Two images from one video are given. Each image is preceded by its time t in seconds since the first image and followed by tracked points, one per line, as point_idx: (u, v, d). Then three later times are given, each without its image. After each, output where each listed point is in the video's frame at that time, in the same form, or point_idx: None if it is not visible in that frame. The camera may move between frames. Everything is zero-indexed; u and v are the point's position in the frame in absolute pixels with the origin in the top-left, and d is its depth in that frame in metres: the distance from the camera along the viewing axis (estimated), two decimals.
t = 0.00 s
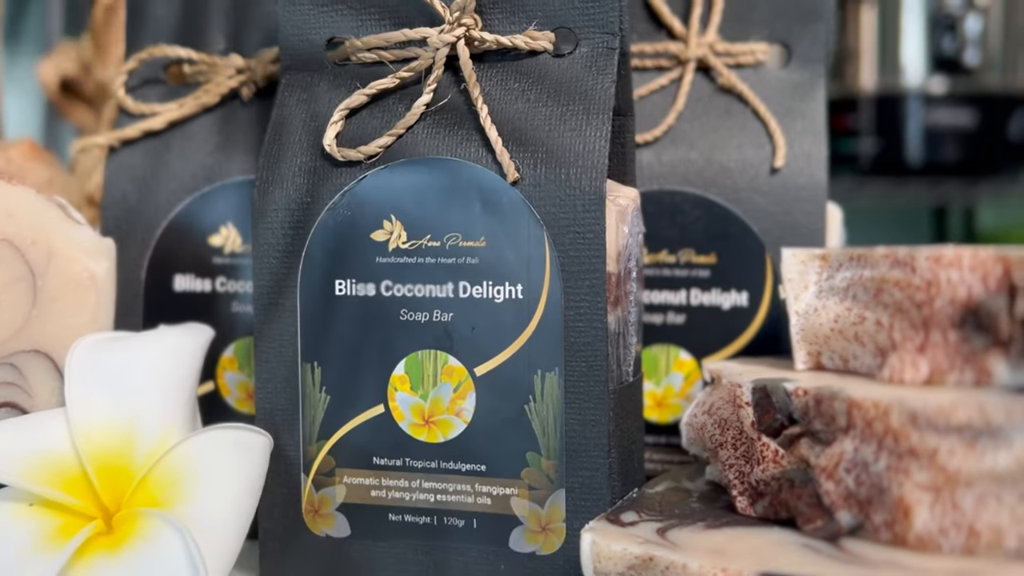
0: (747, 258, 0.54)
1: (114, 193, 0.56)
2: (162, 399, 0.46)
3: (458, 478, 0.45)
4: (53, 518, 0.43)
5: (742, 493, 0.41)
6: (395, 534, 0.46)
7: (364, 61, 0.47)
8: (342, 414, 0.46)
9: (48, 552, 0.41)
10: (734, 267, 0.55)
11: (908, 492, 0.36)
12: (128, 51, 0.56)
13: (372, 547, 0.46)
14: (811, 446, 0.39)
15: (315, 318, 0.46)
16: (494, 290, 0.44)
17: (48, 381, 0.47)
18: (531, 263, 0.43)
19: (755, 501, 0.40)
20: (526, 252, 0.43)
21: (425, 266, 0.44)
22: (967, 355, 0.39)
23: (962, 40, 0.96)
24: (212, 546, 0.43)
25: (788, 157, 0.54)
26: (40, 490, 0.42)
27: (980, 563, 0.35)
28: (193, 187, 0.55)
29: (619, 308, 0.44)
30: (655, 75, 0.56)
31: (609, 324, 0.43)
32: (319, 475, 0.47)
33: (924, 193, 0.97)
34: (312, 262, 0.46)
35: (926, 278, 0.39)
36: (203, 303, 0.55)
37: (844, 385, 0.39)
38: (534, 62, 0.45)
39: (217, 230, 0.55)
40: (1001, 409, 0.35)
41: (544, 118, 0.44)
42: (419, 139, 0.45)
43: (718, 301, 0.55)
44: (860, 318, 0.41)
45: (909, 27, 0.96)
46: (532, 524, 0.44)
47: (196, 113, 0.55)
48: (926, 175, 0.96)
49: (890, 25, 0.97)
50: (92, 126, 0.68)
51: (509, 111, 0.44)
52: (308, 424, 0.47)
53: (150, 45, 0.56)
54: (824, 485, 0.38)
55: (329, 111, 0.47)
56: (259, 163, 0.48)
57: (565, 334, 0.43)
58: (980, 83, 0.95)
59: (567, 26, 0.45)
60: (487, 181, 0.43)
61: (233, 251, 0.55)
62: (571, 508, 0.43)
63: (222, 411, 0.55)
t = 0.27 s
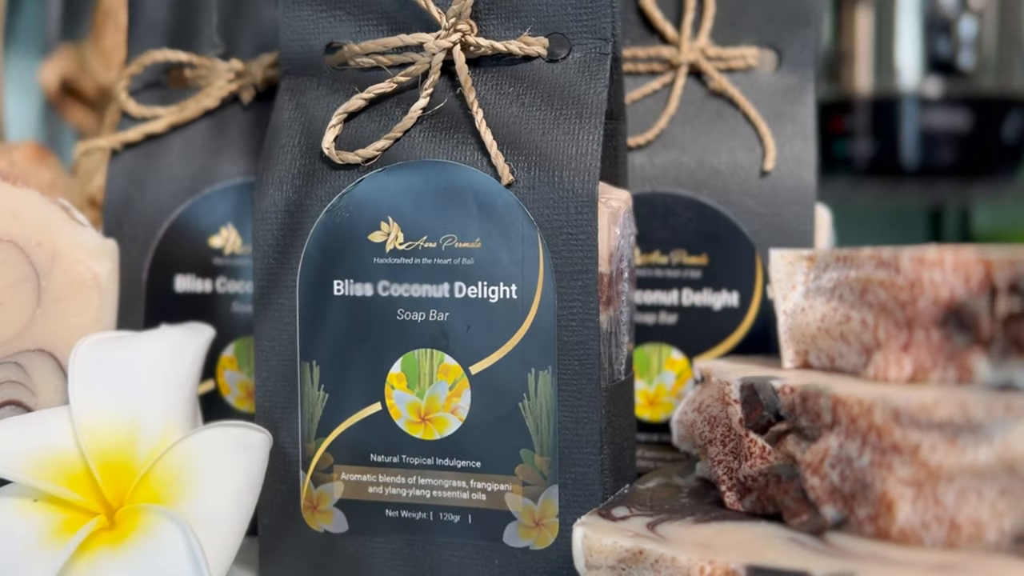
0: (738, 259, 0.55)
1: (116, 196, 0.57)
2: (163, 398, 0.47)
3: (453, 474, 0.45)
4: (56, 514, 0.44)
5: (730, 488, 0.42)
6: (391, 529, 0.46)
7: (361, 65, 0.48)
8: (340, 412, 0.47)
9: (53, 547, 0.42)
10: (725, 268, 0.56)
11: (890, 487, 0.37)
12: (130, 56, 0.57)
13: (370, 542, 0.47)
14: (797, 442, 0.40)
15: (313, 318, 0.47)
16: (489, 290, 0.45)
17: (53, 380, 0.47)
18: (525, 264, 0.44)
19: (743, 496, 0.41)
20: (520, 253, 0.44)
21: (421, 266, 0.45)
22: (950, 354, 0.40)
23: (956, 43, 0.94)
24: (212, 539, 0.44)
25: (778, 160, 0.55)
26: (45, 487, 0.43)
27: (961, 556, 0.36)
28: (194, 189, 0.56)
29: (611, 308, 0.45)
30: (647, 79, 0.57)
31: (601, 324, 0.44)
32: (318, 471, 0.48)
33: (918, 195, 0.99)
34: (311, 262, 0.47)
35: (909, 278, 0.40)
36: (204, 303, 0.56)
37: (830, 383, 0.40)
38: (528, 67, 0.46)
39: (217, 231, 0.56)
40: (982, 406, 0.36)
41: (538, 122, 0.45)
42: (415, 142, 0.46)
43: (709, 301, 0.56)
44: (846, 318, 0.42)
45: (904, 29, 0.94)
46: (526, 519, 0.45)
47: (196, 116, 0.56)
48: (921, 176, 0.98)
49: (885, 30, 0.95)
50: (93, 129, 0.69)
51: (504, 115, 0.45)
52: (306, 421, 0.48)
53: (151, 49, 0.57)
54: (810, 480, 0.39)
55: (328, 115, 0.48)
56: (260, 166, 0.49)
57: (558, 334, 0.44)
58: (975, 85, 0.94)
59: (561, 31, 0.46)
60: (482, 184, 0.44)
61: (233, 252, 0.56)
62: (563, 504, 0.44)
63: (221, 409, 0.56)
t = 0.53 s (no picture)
0: (730, 260, 0.56)
1: (118, 198, 0.58)
2: (165, 396, 0.48)
3: (449, 470, 0.46)
4: (62, 509, 0.45)
5: (719, 483, 0.43)
6: (388, 524, 0.47)
7: (358, 70, 0.49)
8: (338, 410, 0.48)
9: (59, 539, 0.43)
10: (718, 268, 0.57)
11: (873, 481, 0.38)
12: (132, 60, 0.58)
13: (367, 537, 0.48)
14: (783, 439, 0.41)
15: (311, 317, 0.48)
16: (483, 290, 0.45)
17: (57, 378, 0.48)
18: (518, 265, 0.45)
19: (731, 491, 0.42)
20: (513, 254, 0.45)
21: (417, 267, 0.46)
22: (932, 352, 0.40)
23: (957, 43, 0.97)
24: (214, 533, 0.45)
25: (769, 162, 0.56)
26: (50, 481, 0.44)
27: (943, 550, 0.37)
28: (195, 191, 0.57)
29: (603, 308, 0.46)
30: (641, 83, 0.58)
31: (593, 323, 0.45)
32: (316, 468, 0.49)
33: (920, 196, 1.02)
34: (309, 263, 0.48)
35: (894, 278, 0.41)
36: (205, 303, 0.57)
37: (816, 381, 0.41)
38: (522, 72, 0.47)
39: (218, 233, 0.57)
40: (962, 403, 0.37)
41: (531, 126, 0.45)
42: (411, 146, 0.47)
43: (702, 301, 0.57)
44: (833, 317, 0.44)
45: (906, 29, 0.96)
46: (520, 514, 0.46)
47: (197, 120, 0.57)
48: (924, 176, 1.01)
49: (887, 29, 0.98)
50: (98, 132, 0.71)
51: (498, 119, 0.46)
52: (305, 419, 0.49)
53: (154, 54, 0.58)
54: (795, 475, 0.40)
55: (325, 118, 0.49)
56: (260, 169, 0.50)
57: (550, 333, 0.45)
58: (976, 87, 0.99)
59: (553, 37, 0.47)
60: (476, 186, 0.45)
61: (234, 253, 0.57)
62: (556, 499, 0.45)
63: (222, 407, 0.57)
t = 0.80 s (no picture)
0: (720, 260, 0.57)
1: (120, 200, 0.59)
2: (167, 393, 0.49)
3: (443, 466, 0.48)
4: (64, 503, 0.46)
5: (706, 478, 0.44)
6: (384, 519, 0.49)
7: (354, 75, 0.50)
8: (336, 407, 0.49)
9: (61, 533, 0.44)
10: (708, 269, 0.58)
11: (854, 476, 0.39)
12: (134, 65, 0.59)
13: (363, 531, 0.49)
14: (768, 435, 0.42)
15: (308, 316, 0.49)
16: (477, 291, 0.47)
17: (60, 377, 0.49)
18: (510, 265, 0.46)
19: (718, 485, 0.43)
20: (505, 255, 0.46)
21: (412, 267, 0.47)
22: (913, 351, 0.42)
23: (961, 44, 0.96)
24: (214, 527, 0.46)
25: (759, 165, 0.57)
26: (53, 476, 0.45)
27: (922, 543, 0.38)
28: (196, 194, 0.58)
29: (594, 307, 0.47)
30: (633, 87, 0.59)
31: (583, 322, 0.46)
32: (314, 464, 0.50)
33: (924, 197, 1.02)
34: (306, 263, 0.49)
35: (876, 277, 0.42)
36: (205, 303, 0.58)
37: (800, 379, 0.42)
38: (514, 77, 0.48)
39: (218, 234, 0.58)
40: (941, 399, 0.38)
41: (522, 130, 0.46)
42: (406, 149, 0.48)
43: (693, 301, 0.58)
44: (817, 316, 0.44)
45: (909, 30, 0.97)
46: (512, 509, 0.47)
47: (197, 123, 0.58)
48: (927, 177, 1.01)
49: (891, 30, 0.98)
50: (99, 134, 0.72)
51: (490, 123, 0.47)
52: (303, 416, 0.50)
53: (155, 59, 0.59)
54: (779, 470, 0.41)
55: (322, 122, 0.50)
56: (258, 171, 0.51)
57: (541, 332, 0.46)
58: (980, 89, 0.97)
59: (545, 43, 0.48)
60: (469, 189, 0.46)
61: (233, 254, 0.58)
62: (548, 494, 0.46)
63: (222, 405, 0.58)
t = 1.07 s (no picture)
0: (709, 261, 0.59)
1: (120, 202, 0.60)
2: (167, 391, 0.50)
3: (436, 462, 0.49)
4: (66, 498, 0.47)
5: (692, 473, 0.45)
6: (379, 513, 0.50)
7: (349, 80, 0.51)
8: (332, 405, 0.50)
9: (64, 527, 0.45)
10: (697, 269, 0.59)
11: (834, 470, 0.40)
12: (134, 69, 0.61)
13: (359, 526, 0.50)
14: (751, 430, 0.43)
15: (304, 315, 0.51)
16: (469, 290, 0.48)
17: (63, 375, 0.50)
18: (502, 266, 0.47)
19: (703, 480, 0.44)
20: (497, 256, 0.47)
21: (406, 267, 0.49)
22: (892, 349, 0.43)
23: (957, 47, 0.98)
24: (214, 520, 0.47)
25: (746, 167, 0.58)
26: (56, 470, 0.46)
27: (899, 535, 0.39)
28: (195, 196, 0.60)
29: (583, 307, 0.48)
30: (623, 91, 0.60)
31: (573, 321, 0.47)
32: (310, 460, 0.51)
33: (923, 198, 1.04)
34: (302, 264, 0.51)
35: (856, 277, 0.44)
36: (205, 303, 0.59)
37: (782, 376, 0.43)
38: (505, 82, 0.49)
39: (216, 235, 0.59)
40: (917, 395, 0.39)
41: (513, 133, 0.48)
42: (400, 152, 0.49)
43: (682, 301, 0.59)
44: (799, 315, 0.46)
45: (906, 33, 0.99)
46: (504, 503, 0.48)
47: (197, 126, 0.60)
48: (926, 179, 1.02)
49: (887, 32, 1.01)
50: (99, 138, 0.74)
51: (482, 127, 0.48)
52: (300, 413, 0.51)
53: (155, 63, 0.60)
54: (762, 464, 0.42)
55: (319, 126, 0.51)
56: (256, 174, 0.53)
57: (532, 331, 0.47)
58: (976, 90, 0.97)
59: (536, 49, 0.49)
60: (461, 191, 0.48)
61: (231, 255, 0.59)
62: (539, 488, 0.47)
63: (221, 403, 0.59)
